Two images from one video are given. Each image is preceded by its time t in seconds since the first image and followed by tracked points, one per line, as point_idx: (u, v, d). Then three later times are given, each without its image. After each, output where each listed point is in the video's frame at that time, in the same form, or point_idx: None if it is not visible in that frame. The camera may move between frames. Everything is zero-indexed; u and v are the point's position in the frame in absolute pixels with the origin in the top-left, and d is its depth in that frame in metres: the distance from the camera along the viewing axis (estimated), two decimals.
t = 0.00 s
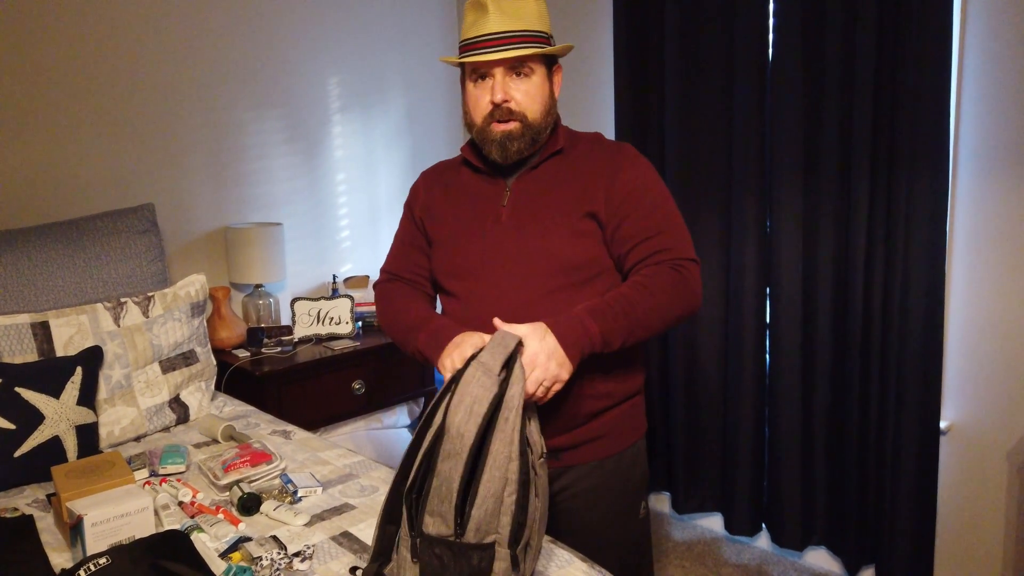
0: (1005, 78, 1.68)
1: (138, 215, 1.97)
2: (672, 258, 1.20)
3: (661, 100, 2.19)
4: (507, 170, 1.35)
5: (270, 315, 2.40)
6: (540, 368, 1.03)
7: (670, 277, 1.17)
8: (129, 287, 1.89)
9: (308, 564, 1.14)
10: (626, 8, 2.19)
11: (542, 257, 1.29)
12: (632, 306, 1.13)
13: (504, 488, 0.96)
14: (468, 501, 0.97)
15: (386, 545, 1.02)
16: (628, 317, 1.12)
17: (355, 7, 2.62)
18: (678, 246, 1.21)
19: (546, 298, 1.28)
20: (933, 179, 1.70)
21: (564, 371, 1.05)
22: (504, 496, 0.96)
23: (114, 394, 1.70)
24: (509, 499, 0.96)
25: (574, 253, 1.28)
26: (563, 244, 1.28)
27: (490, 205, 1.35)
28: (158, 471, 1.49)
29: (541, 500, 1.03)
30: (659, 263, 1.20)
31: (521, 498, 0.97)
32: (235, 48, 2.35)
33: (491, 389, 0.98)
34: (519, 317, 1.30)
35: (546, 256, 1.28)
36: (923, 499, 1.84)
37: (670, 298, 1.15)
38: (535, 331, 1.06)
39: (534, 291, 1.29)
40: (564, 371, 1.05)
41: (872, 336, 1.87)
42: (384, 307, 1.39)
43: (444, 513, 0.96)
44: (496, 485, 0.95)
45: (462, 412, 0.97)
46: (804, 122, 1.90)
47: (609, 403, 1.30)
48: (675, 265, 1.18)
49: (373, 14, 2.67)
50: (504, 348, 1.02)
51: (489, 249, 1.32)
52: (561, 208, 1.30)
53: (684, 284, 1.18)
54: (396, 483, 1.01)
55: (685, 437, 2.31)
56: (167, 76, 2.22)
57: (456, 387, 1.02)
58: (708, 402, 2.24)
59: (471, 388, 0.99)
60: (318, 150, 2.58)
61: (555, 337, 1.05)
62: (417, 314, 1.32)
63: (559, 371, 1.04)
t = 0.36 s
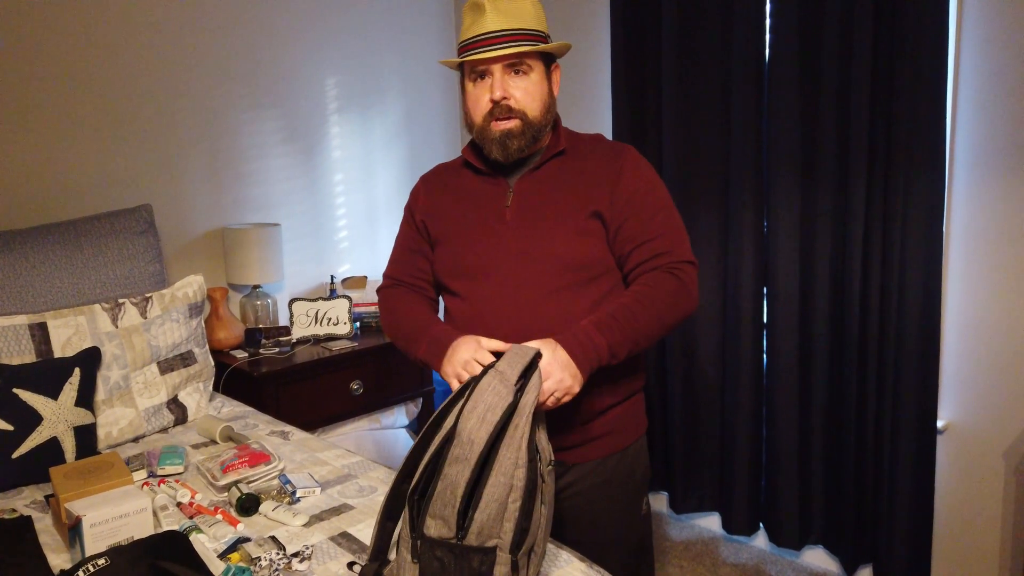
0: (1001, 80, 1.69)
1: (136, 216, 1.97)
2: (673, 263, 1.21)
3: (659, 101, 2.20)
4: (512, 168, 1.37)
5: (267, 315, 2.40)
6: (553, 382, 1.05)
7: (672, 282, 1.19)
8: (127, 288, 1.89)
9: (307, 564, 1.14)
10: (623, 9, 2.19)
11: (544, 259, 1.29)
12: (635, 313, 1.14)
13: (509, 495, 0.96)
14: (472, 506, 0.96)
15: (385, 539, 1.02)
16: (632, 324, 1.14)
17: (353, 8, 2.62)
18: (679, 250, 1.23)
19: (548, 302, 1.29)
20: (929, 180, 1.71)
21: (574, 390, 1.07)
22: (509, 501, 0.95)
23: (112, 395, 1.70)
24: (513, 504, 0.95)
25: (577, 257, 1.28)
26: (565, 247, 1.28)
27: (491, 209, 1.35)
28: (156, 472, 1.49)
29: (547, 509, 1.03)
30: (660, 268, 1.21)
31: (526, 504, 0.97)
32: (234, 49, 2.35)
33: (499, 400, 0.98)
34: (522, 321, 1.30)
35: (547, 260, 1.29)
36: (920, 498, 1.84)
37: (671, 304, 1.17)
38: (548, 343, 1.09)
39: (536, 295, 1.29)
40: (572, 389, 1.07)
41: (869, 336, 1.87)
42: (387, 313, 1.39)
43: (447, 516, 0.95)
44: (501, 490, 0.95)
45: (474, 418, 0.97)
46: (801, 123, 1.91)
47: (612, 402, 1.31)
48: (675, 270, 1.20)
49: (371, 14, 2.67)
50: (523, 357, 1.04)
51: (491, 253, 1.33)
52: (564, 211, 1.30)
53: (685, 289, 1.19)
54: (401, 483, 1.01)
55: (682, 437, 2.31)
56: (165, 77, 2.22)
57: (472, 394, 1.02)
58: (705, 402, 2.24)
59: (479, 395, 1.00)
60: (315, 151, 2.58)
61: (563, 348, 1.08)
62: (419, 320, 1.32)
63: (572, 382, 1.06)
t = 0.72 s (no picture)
0: (999, 80, 1.69)
1: (135, 216, 1.97)
2: (673, 271, 1.20)
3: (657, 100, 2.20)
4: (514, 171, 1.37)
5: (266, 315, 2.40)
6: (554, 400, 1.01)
7: (670, 291, 1.17)
8: (126, 287, 1.89)
9: (307, 564, 1.14)
10: (622, 9, 2.19)
11: (543, 257, 1.29)
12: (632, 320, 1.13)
13: (501, 506, 0.97)
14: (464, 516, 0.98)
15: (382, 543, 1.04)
16: (630, 332, 1.12)
17: (352, 8, 2.62)
18: (679, 258, 1.21)
19: (546, 303, 1.29)
20: (927, 180, 1.71)
21: (566, 410, 1.02)
22: (500, 512, 0.97)
23: (111, 394, 1.70)
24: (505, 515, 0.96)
25: (575, 259, 1.28)
26: (563, 249, 1.28)
27: (492, 209, 1.36)
28: (155, 471, 1.49)
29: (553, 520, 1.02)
30: (659, 276, 1.20)
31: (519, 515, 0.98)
32: (233, 49, 2.35)
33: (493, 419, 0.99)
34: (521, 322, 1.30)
35: (545, 262, 1.29)
36: (919, 497, 1.85)
37: (670, 312, 1.15)
38: (551, 358, 1.05)
39: (535, 296, 1.30)
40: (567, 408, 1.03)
41: (867, 335, 1.88)
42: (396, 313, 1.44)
43: (438, 526, 0.97)
44: (490, 502, 0.96)
45: (467, 435, 0.99)
46: (799, 123, 1.91)
47: (610, 405, 1.32)
48: (675, 279, 1.18)
49: (370, 14, 2.68)
50: (522, 374, 1.01)
51: (492, 255, 1.34)
52: (563, 213, 1.30)
53: (684, 298, 1.17)
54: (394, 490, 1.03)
55: (681, 437, 2.31)
56: (163, 77, 2.22)
57: (468, 408, 1.03)
58: (704, 401, 2.25)
59: (474, 412, 1.01)
60: (315, 151, 2.59)
61: (563, 364, 1.04)
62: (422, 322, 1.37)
63: (570, 402, 1.02)
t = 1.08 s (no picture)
0: (995, 80, 1.70)
1: (133, 217, 1.97)
2: (666, 278, 1.17)
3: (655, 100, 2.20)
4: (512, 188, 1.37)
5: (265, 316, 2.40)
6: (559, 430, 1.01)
7: (663, 299, 1.15)
8: (124, 288, 1.89)
9: (308, 564, 1.14)
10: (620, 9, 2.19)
11: (540, 263, 1.30)
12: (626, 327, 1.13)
13: (496, 524, 0.99)
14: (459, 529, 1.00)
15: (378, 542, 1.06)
16: (622, 341, 1.11)
17: (350, 8, 2.62)
18: (674, 264, 1.19)
19: (543, 308, 1.30)
20: (924, 179, 1.72)
21: (570, 439, 1.03)
22: (496, 530, 0.99)
23: (110, 395, 1.69)
24: (500, 534, 0.99)
25: (570, 264, 1.28)
26: (559, 253, 1.28)
27: (493, 214, 1.38)
28: (155, 472, 1.49)
29: (560, 533, 1.05)
30: (652, 283, 1.18)
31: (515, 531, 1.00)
32: (231, 48, 2.35)
33: (486, 445, 0.99)
34: (518, 326, 1.31)
35: (541, 266, 1.30)
36: (915, 495, 1.86)
37: (663, 321, 1.13)
38: (557, 385, 1.03)
39: (533, 300, 1.31)
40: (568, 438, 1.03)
41: (864, 335, 1.88)
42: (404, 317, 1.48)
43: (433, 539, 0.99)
44: (485, 520, 0.99)
45: (456, 461, 0.98)
46: (797, 122, 1.92)
47: (609, 408, 1.32)
48: (669, 286, 1.16)
49: (366, 14, 2.67)
50: (528, 409, 1.00)
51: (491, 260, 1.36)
52: (559, 219, 1.30)
53: (678, 306, 1.15)
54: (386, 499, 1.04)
55: (680, 437, 2.31)
56: (161, 76, 2.22)
57: (463, 430, 1.02)
58: (703, 401, 2.25)
59: (465, 440, 1.00)
60: (312, 152, 2.59)
61: (564, 385, 1.03)
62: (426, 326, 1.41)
63: (573, 433, 1.02)
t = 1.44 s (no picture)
0: (995, 82, 1.71)
1: (133, 217, 1.97)
2: (671, 282, 1.20)
3: (655, 101, 2.21)
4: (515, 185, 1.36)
5: (264, 316, 2.40)
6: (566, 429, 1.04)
7: (669, 302, 1.18)
8: (124, 288, 1.89)
9: (309, 565, 1.14)
10: (619, 10, 2.20)
11: (544, 262, 1.30)
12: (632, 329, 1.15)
13: (501, 514, 0.99)
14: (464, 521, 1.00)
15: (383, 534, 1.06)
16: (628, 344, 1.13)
17: (349, 9, 2.62)
18: (677, 267, 1.21)
19: (545, 308, 1.30)
20: (923, 180, 1.73)
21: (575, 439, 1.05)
22: (501, 520, 0.99)
23: (110, 396, 1.69)
24: (505, 524, 0.98)
25: (573, 265, 1.28)
26: (562, 253, 1.29)
27: (493, 213, 1.37)
28: (155, 473, 1.49)
29: (563, 527, 1.05)
30: (657, 286, 1.21)
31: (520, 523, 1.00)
32: (230, 49, 2.35)
33: (493, 436, 0.99)
34: (520, 326, 1.31)
35: (544, 267, 1.30)
36: (914, 494, 1.86)
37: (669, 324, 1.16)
38: (564, 386, 1.06)
39: (536, 300, 1.30)
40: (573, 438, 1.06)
41: (864, 335, 1.89)
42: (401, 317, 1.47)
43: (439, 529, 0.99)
44: (491, 511, 0.98)
45: (464, 449, 0.98)
46: (796, 123, 1.92)
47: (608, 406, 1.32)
48: (674, 291, 1.19)
49: (365, 14, 2.67)
50: (535, 405, 1.02)
51: (492, 259, 1.35)
52: (562, 220, 1.30)
53: (682, 309, 1.18)
54: (394, 491, 1.04)
55: (679, 437, 2.31)
56: (159, 77, 2.21)
57: (472, 422, 1.02)
58: (702, 402, 2.25)
59: (474, 429, 1.01)
60: (311, 152, 2.58)
61: (570, 388, 1.06)
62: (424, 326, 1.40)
63: (578, 433, 1.05)
